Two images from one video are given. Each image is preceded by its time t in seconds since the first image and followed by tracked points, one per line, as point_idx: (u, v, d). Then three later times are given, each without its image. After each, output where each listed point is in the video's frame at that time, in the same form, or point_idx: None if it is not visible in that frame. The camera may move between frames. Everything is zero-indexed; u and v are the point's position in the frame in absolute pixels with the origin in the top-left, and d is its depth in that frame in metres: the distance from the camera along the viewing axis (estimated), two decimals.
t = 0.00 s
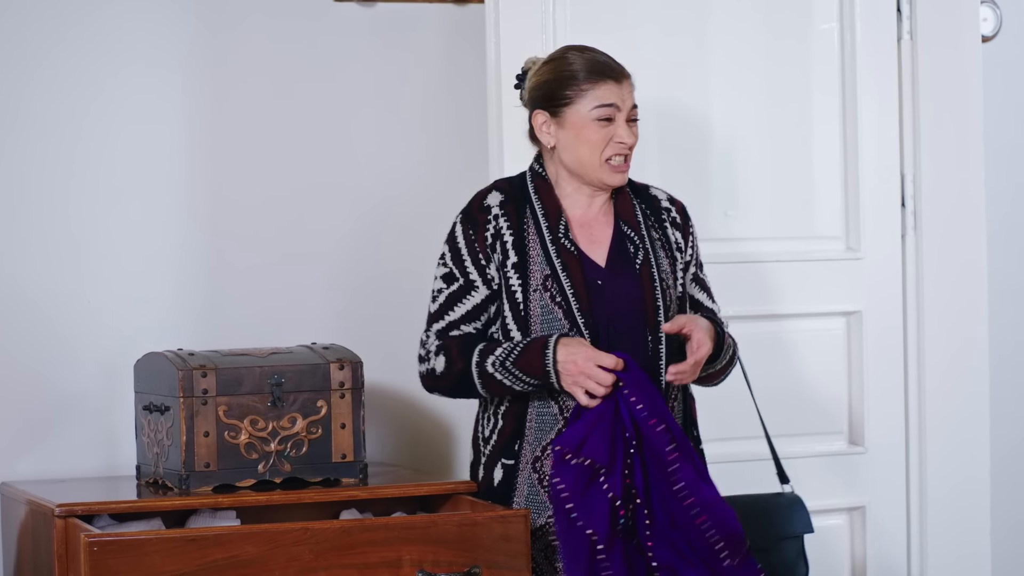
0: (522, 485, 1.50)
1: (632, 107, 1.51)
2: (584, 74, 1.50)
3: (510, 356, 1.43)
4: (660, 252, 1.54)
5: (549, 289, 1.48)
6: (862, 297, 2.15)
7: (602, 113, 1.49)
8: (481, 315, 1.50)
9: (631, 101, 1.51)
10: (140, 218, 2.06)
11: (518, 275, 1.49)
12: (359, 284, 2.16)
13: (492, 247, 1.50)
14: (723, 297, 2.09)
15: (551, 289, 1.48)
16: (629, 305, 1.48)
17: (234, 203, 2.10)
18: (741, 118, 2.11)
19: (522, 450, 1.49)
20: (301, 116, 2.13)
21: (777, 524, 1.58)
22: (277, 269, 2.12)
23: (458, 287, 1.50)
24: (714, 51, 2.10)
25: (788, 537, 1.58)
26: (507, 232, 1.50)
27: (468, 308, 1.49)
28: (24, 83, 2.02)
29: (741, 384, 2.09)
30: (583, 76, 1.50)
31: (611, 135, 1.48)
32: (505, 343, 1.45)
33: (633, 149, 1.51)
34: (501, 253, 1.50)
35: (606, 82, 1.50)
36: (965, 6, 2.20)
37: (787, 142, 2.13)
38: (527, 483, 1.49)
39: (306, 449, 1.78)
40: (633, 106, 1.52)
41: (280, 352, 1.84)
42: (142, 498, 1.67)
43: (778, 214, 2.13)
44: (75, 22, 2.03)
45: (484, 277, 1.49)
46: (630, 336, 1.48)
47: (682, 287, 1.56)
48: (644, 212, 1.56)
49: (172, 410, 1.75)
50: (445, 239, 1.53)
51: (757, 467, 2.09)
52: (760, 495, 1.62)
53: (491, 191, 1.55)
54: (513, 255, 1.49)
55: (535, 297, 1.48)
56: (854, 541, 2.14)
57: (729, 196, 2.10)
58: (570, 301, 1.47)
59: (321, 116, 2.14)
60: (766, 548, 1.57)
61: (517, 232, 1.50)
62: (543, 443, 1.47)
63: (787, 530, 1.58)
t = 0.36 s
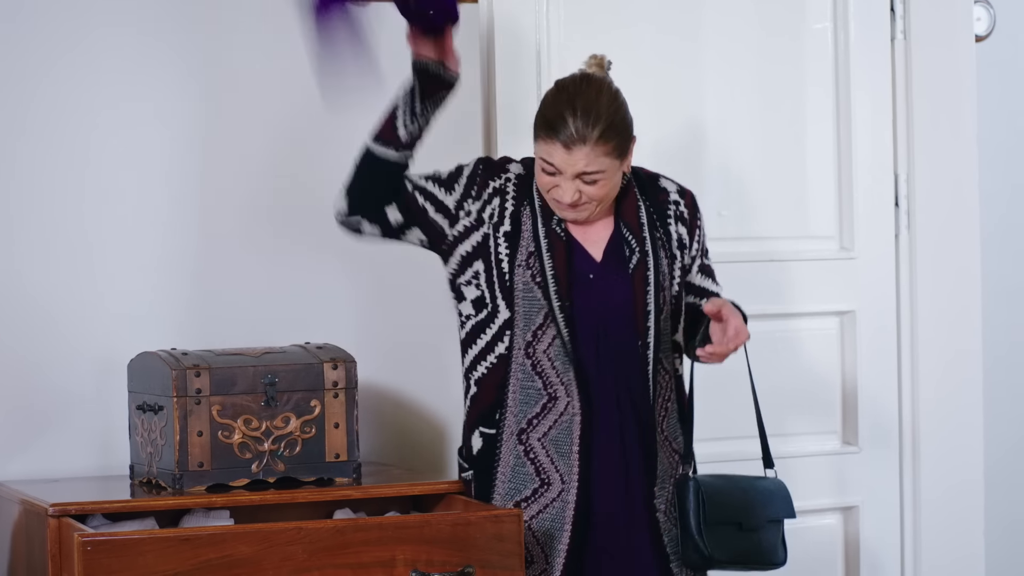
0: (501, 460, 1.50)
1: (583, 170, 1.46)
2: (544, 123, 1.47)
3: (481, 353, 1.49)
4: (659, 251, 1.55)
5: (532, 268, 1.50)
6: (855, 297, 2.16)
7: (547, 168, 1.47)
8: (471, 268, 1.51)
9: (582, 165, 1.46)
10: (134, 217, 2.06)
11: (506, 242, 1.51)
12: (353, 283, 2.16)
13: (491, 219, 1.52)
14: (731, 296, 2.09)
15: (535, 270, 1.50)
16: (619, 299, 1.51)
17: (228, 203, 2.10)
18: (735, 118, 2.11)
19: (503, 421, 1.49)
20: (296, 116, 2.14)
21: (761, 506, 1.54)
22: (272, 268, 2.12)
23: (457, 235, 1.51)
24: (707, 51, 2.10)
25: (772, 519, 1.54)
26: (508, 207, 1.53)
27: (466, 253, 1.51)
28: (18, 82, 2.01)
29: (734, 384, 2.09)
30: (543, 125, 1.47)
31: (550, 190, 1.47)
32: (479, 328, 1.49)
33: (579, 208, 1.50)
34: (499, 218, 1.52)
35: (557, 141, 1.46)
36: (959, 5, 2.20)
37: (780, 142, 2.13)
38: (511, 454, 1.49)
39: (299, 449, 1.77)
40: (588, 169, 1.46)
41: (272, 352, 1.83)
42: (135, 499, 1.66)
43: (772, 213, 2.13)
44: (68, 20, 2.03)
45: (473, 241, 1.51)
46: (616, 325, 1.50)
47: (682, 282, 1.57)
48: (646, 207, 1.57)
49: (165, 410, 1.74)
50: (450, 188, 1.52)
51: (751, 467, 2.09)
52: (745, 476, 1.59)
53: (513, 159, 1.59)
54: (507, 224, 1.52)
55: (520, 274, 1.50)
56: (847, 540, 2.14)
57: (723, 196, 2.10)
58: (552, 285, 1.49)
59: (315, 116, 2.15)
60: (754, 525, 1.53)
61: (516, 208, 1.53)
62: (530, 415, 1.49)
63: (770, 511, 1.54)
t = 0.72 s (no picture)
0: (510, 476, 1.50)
1: (577, 135, 1.47)
2: (537, 94, 1.48)
3: (465, 328, 1.44)
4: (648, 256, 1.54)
5: (531, 285, 1.48)
6: (851, 297, 2.16)
7: (543, 140, 1.48)
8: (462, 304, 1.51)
9: (574, 129, 1.47)
10: (130, 217, 2.06)
11: (500, 266, 1.50)
12: (349, 283, 2.16)
13: (481, 240, 1.51)
14: (729, 296, 2.10)
15: (533, 286, 1.48)
16: (609, 307, 1.49)
17: (222, 202, 2.10)
18: (731, 118, 2.11)
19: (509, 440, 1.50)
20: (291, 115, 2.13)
21: (769, 517, 1.58)
22: (269, 268, 2.12)
23: (444, 274, 1.50)
24: (703, 51, 2.10)
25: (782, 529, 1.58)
26: (495, 225, 1.52)
27: (449, 294, 1.49)
28: (15, 83, 2.01)
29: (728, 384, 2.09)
30: (536, 96, 1.49)
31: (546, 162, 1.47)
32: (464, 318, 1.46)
33: (577, 179, 1.49)
34: (487, 246, 1.51)
35: (550, 108, 1.47)
36: (955, 6, 2.20)
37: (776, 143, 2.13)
38: (513, 470, 1.49)
39: (295, 449, 1.77)
40: (582, 133, 1.47)
41: (270, 352, 1.83)
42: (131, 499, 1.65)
43: (768, 213, 2.13)
44: (64, 21, 2.03)
45: (472, 268, 1.50)
46: (613, 338, 1.49)
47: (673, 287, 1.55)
48: (635, 213, 1.56)
49: (161, 410, 1.74)
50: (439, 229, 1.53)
51: (747, 467, 2.09)
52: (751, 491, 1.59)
53: (485, 186, 1.56)
54: (496, 250, 1.50)
55: (517, 291, 1.49)
56: (843, 540, 2.14)
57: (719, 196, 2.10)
58: (551, 299, 1.48)
59: (311, 115, 2.14)
60: (764, 540, 1.56)
61: (505, 227, 1.51)
62: (532, 432, 1.48)
63: (778, 523, 1.58)
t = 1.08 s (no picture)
0: (502, 479, 1.50)
1: (603, 125, 1.47)
2: (560, 86, 1.47)
3: (453, 320, 1.44)
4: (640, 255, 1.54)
5: (524, 288, 1.48)
6: (845, 297, 2.15)
7: (570, 131, 1.47)
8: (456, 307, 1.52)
9: (601, 119, 1.47)
10: (126, 216, 2.06)
11: (494, 270, 1.50)
12: (344, 283, 2.16)
13: (473, 244, 1.51)
14: (715, 296, 2.09)
15: (527, 288, 1.48)
16: (603, 306, 1.49)
17: (218, 201, 2.10)
18: (725, 117, 2.11)
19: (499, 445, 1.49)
20: (286, 115, 2.13)
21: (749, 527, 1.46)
22: (264, 268, 2.12)
23: (438, 276, 1.51)
24: (699, 52, 2.10)
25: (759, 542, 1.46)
26: (487, 229, 1.51)
27: (443, 296, 1.51)
28: (10, 83, 2.01)
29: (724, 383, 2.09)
30: (558, 89, 1.47)
31: (576, 154, 1.46)
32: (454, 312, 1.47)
33: (602, 170, 1.49)
34: (480, 249, 1.51)
35: (577, 99, 1.47)
36: (950, 5, 2.20)
37: (770, 143, 2.13)
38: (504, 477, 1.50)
39: (290, 448, 1.76)
40: (607, 123, 1.47)
41: (264, 352, 1.82)
42: (126, 499, 1.65)
43: (762, 214, 2.13)
44: (59, 20, 2.03)
45: (465, 270, 1.51)
46: (606, 339, 1.49)
47: (665, 289, 1.56)
48: (627, 214, 1.55)
49: (156, 410, 1.73)
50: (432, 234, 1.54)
51: (742, 466, 2.09)
52: (736, 503, 1.49)
53: (476, 191, 1.56)
54: (489, 254, 1.50)
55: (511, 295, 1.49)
56: (838, 540, 2.14)
57: (714, 195, 2.10)
58: (544, 300, 1.47)
59: (304, 115, 2.14)
60: (737, 549, 1.45)
61: (497, 230, 1.51)
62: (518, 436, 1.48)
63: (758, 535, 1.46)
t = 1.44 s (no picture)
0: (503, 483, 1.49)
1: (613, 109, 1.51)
2: (571, 71, 1.49)
3: (457, 357, 1.45)
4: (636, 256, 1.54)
5: (524, 293, 1.48)
6: (842, 296, 2.15)
7: (586, 113, 1.48)
8: (451, 319, 1.51)
9: (610, 103, 1.51)
10: (123, 216, 2.06)
11: (491, 276, 1.49)
12: (342, 282, 2.16)
13: (468, 250, 1.50)
14: (704, 296, 2.09)
15: (526, 293, 1.48)
16: (603, 309, 1.49)
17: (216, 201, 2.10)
18: (722, 117, 2.11)
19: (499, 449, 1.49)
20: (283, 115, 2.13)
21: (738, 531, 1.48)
22: (262, 267, 2.12)
23: (431, 290, 1.50)
24: (696, 52, 2.10)
25: (749, 545, 1.48)
26: (482, 235, 1.51)
27: (438, 311, 1.50)
28: (7, 81, 2.01)
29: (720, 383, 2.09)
30: (570, 73, 1.49)
31: (595, 134, 1.47)
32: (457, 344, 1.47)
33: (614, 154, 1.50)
34: (475, 255, 1.50)
35: (589, 83, 1.49)
36: (948, 4, 2.20)
37: (767, 141, 2.13)
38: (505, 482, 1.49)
39: (287, 447, 1.76)
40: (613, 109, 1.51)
41: (261, 352, 1.82)
42: (123, 498, 1.64)
43: (759, 213, 2.13)
44: (57, 19, 2.03)
45: (458, 281, 1.50)
46: (606, 342, 1.49)
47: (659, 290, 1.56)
48: (621, 216, 1.56)
49: (153, 409, 1.73)
50: (422, 243, 1.53)
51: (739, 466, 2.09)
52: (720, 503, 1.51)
53: (467, 196, 1.55)
54: (485, 259, 1.49)
55: (510, 300, 1.48)
56: (835, 539, 2.14)
57: (711, 194, 2.10)
58: (544, 305, 1.47)
59: (302, 115, 2.14)
60: (730, 552, 1.47)
61: (492, 235, 1.50)
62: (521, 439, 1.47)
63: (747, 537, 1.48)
